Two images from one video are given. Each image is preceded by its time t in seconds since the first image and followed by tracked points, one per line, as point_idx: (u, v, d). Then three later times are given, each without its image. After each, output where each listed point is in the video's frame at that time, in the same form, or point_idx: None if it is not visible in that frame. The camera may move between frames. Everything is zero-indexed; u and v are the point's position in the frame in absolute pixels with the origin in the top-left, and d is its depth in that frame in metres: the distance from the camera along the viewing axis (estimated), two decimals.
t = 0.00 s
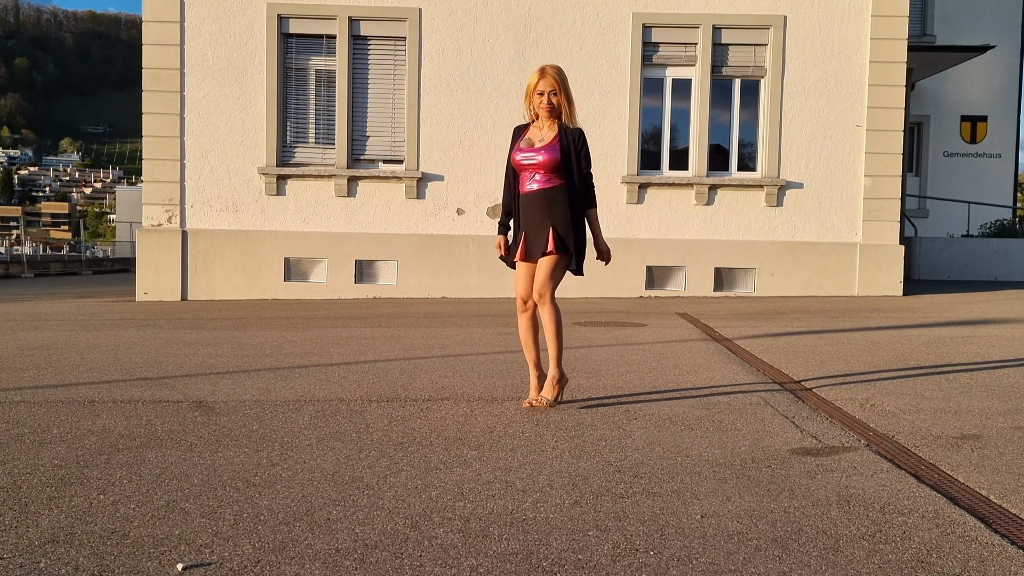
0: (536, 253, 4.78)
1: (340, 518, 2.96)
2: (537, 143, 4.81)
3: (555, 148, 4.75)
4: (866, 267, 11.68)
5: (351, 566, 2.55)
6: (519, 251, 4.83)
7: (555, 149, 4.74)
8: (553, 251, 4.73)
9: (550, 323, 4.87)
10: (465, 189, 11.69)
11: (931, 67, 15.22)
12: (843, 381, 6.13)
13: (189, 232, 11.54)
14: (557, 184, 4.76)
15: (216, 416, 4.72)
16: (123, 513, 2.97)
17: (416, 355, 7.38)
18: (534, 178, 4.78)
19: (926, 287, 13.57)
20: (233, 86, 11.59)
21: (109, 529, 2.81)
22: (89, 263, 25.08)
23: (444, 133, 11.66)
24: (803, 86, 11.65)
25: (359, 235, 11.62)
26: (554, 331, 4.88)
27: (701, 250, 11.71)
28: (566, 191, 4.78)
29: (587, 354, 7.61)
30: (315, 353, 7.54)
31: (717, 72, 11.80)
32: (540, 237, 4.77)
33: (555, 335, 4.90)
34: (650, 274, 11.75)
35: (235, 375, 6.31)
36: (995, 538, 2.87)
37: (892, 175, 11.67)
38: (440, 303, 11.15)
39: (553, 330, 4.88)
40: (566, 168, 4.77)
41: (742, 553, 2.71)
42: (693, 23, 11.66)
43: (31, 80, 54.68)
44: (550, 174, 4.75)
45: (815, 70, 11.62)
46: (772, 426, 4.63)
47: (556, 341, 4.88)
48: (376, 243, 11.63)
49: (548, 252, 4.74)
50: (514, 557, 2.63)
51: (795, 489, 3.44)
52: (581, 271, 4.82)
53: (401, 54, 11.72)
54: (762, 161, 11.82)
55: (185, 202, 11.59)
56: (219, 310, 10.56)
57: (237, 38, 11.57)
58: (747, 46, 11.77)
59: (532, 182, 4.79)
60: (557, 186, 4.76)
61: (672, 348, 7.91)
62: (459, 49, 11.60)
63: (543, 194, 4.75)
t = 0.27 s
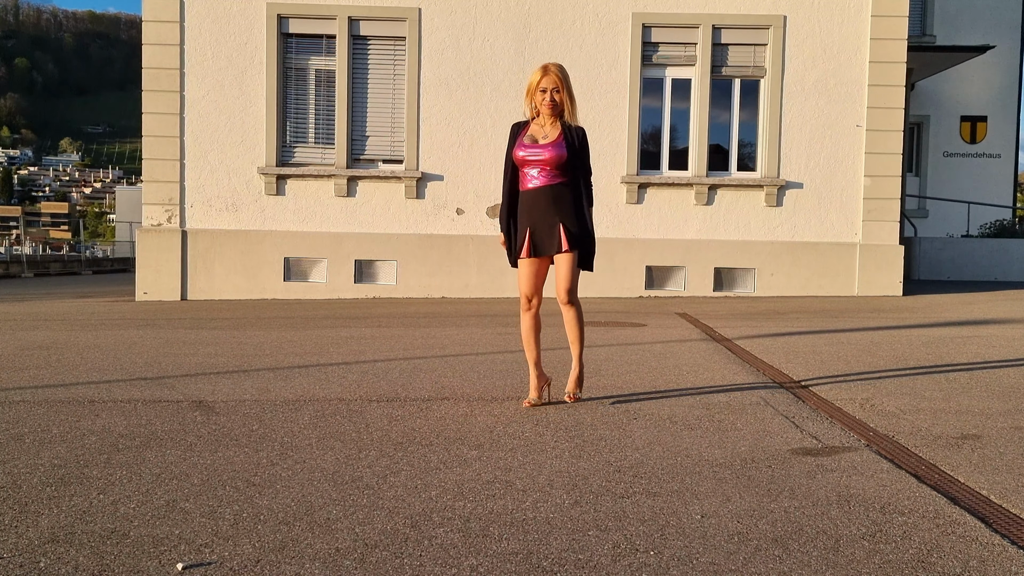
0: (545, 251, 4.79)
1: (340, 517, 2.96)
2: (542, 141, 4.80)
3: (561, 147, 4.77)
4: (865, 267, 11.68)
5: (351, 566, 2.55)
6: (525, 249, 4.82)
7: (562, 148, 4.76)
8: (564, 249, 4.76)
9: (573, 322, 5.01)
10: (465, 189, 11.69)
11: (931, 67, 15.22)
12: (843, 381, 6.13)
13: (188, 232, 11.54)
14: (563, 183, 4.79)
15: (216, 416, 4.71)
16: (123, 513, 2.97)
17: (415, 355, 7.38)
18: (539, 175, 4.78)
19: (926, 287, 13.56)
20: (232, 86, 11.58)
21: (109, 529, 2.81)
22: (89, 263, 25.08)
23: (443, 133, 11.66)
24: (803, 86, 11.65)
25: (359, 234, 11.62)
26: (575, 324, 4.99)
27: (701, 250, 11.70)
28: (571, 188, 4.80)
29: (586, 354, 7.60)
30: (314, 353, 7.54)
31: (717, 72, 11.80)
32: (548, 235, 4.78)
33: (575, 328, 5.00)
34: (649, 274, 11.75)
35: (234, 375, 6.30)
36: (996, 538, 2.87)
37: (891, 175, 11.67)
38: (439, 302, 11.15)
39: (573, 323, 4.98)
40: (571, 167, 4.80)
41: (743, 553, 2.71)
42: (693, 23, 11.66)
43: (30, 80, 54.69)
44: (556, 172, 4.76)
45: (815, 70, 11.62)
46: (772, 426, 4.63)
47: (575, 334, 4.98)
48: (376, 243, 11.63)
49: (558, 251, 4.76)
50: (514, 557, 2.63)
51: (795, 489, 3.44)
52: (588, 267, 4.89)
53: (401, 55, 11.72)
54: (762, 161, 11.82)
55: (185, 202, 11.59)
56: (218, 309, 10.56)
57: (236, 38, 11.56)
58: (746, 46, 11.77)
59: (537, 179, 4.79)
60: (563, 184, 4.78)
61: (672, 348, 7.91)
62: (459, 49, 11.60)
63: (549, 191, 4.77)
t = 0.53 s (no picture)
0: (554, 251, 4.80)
1: (340, 516, 2.96)
2: (548, 141, 4.81)
3: (568, 147, 4.78)
4: (866, 267, 11.68)
5: (351, 565, 2.55)
6: (532, 249, 4.82)
7: (569, 149, 4.78)
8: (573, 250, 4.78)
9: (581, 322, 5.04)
10: (465, 189, 11.70)
11: (931, 67, 15.22)
12: (843, 381, 6.13)
13: (189, 232, 11.54)
14: (570, 183, 4.80)
15: (216, 416, 4.72)
16: (123, 512, 2.97)
17: (415, 355, 7.38)
18: (546, 174, 4.78)
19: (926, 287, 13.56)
20: (233, 86, 11.59)
21: (109, 528, 2.81)
22: (89, 263, 25.09)
23: (444, 133, 11.67)
24: (803, 86, 11.65)
25: (359, 234, 11.62)
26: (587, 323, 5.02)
27: (701, 250, 11.70)
28: (577, 188, 4.82)
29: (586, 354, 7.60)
30: (315, 352, 7.54)
31: (717, 72, 11.81)
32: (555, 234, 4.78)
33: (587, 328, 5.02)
34: (650, 274, 11.75)
35: (234, 375, 6.30)
36: (996, 538, 2.87)
37: (892, 175, 11.67)
38: (440, 302, 11.15)
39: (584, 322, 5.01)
40: (577, 167, 4.82)
41: (743, 552, 2.71)
42: (693, 23, 11.66)
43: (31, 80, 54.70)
44: (562, 171, 4.77)
45: (815, 70, 11.62)
46: (772, 425, 4.63)
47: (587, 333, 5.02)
48: (376, 243, 11.63)
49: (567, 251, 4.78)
50: (513, 556, 2.63)
51: (795, 489, 3.44)
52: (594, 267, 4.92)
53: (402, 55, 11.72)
54: (762, 161, 11.82)
55: (185, 201, 11.59)
56: (218, 309, 10.56)
57: (237, 37, 11.56)
58: (747, 46, 11.77)
59: (543, 179, 4.78)
60: (570, 184, 4.79)
61: (672, 348, 7.91)
62: (459, 49, 11.60)
63: (556, 191, 4.77)
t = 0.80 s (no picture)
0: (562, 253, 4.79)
1: (340, 516, 2.95)
2: (556, 143, 4.81)
3: (576, 150, 4.80)
4: (866, 267, 11.67)
5: (351, 564, 2.55)
6: (539, 250, 4.81)
7: (578, 151, 4.79)
8: (580, 252, 4.79)
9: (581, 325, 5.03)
10: (465, 189, 11.69)
11: (932, 67, 15.21)
12: (843, 381, 6.13)
13: (189, 232, 11.54)
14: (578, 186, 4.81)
15: (216, 415, 4.72)
16: (123, 511, 2.97)
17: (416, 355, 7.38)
18: (555, 177, 4.78)
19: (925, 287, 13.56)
20: (233, 85, 11.59)
21: (109, 527, 2.81)
22: (90, 263, 25.12)
23: (444, 133, 11.66)
24: (804, 86, 11.65)
25: (359, 234, 11.62)
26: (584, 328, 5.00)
27: (702, 249, 11.70)
28: (585, 191, 4.84)
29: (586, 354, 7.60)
30: (315, 352, 7.54)
31: (718, 71, 11.80)
32: (563, 236, 4.79)
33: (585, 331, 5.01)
34: (650, 273, 11.74)
35: (234, 374, 6.30)
36: (996, 537, 2.86)
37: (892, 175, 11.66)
38: (440, 302, 11.15)
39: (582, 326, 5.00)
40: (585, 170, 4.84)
41: (742, 552, 2.71)
42: (694, 23, 11.65)
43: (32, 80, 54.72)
44: (572, 173, 4.79)
45: (816, 70, 11.62)
46: (772, 425, 4.63)
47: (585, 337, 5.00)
48: (376, 243, 11.63)
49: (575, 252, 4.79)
50: (513, 555, 2.63)
51: (795, 488, 3.44)
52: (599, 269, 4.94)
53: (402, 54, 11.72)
54: (763, 161, 11.82)
55: (185, 201, 11.59)
56: (218, 309, 10.56)
57: (237, 37, 11.56)
58: (748, 46, 11.77)
59: (552, 181, 4.79)
60: (578, 186, 4.81)
61: (672, 348, 7.91)
62: (460, 49, 11.60)
63: (564, 193, 4.77)
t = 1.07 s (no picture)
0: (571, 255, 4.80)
1: (340, 515, 2.95)
2: (568, 146, 4.81)
3: (588, 153, 4.80)
4: (867, 266, 11.67)
5: (351, 564, 2.55)
6: (549, 251, 4.81)
7: (589, 154, 4.80)
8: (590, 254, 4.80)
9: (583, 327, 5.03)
10: (466, 188, 11.69)
11: (934, 67, 15.20)
12: (843, 381, 6.13)
13: (190, 231, 11.54)
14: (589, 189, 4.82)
15: (217, 414, 4.72)
16: (123, 510, 2.97)
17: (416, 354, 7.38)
18: (566, 180, 4.79)
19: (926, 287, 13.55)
20: (234, 85, 11.59)
21: (110, 526, 2.81)
22: (91, 263, 25.15)
23: (445, 132, 11.67)
24: (805, 85, 11.64)
25: (360, 234, 11.62)
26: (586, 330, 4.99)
27: (702, 249, 11.70)
28: (595, 193, 4.85)
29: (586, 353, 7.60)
30: (315, 351, 7.54)
31: (719, 71, 11.80)
32: (573, 238, 4.79)
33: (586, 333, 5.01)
34: (651, 273, 11.74)
35: (234, 374, 6.30)
36: (997, 537, 2.86)
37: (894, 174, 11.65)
38: (440, 302, 11.15)
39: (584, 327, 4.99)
40: (596, 173, 4.84)
41: (743, 551, 2.71)
42: (695, 23, 11.65)
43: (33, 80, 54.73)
44: (583, 176, 4.80)
45: (817, 70, 11.61)
46: (772, 424, 4.62)
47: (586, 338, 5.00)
48: (377, 242, 11.63)
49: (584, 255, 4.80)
50: (513, 555, 2.63)
51: (796, 488, 3.44)
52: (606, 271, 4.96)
53: (403, 54, 11.72)
54: (764, 161, 11.82)
55: (187, 201, 11.59)
56: (219, 309, 10.56)
57: (238, 37, 11.57)
58: (749, 46, 11.76)
59: (563, 184, 4.79)
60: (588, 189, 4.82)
61: (673, 348, 7.90)
62: (461, 48, 11.60)
63: (575, 196, 4.78)
